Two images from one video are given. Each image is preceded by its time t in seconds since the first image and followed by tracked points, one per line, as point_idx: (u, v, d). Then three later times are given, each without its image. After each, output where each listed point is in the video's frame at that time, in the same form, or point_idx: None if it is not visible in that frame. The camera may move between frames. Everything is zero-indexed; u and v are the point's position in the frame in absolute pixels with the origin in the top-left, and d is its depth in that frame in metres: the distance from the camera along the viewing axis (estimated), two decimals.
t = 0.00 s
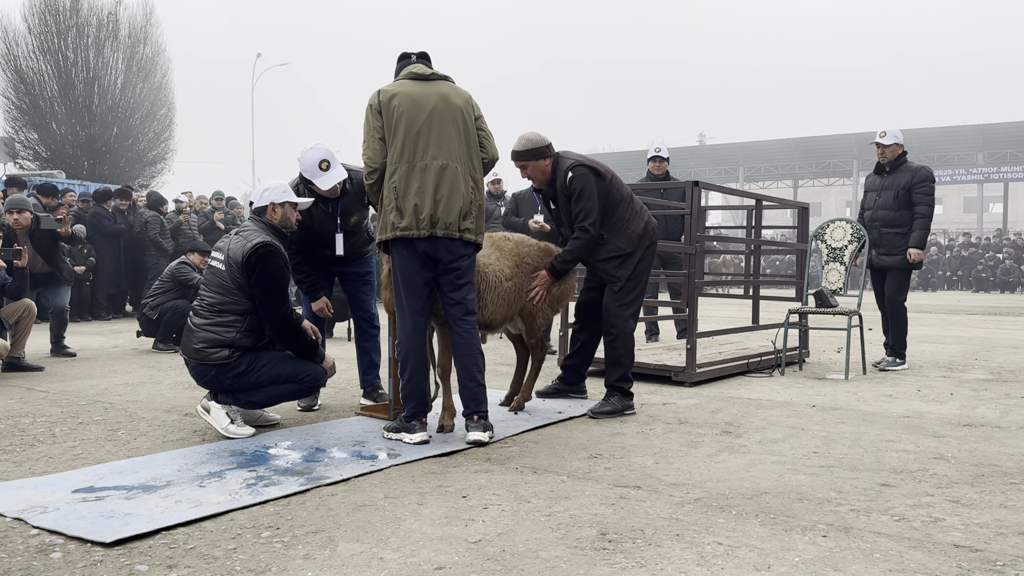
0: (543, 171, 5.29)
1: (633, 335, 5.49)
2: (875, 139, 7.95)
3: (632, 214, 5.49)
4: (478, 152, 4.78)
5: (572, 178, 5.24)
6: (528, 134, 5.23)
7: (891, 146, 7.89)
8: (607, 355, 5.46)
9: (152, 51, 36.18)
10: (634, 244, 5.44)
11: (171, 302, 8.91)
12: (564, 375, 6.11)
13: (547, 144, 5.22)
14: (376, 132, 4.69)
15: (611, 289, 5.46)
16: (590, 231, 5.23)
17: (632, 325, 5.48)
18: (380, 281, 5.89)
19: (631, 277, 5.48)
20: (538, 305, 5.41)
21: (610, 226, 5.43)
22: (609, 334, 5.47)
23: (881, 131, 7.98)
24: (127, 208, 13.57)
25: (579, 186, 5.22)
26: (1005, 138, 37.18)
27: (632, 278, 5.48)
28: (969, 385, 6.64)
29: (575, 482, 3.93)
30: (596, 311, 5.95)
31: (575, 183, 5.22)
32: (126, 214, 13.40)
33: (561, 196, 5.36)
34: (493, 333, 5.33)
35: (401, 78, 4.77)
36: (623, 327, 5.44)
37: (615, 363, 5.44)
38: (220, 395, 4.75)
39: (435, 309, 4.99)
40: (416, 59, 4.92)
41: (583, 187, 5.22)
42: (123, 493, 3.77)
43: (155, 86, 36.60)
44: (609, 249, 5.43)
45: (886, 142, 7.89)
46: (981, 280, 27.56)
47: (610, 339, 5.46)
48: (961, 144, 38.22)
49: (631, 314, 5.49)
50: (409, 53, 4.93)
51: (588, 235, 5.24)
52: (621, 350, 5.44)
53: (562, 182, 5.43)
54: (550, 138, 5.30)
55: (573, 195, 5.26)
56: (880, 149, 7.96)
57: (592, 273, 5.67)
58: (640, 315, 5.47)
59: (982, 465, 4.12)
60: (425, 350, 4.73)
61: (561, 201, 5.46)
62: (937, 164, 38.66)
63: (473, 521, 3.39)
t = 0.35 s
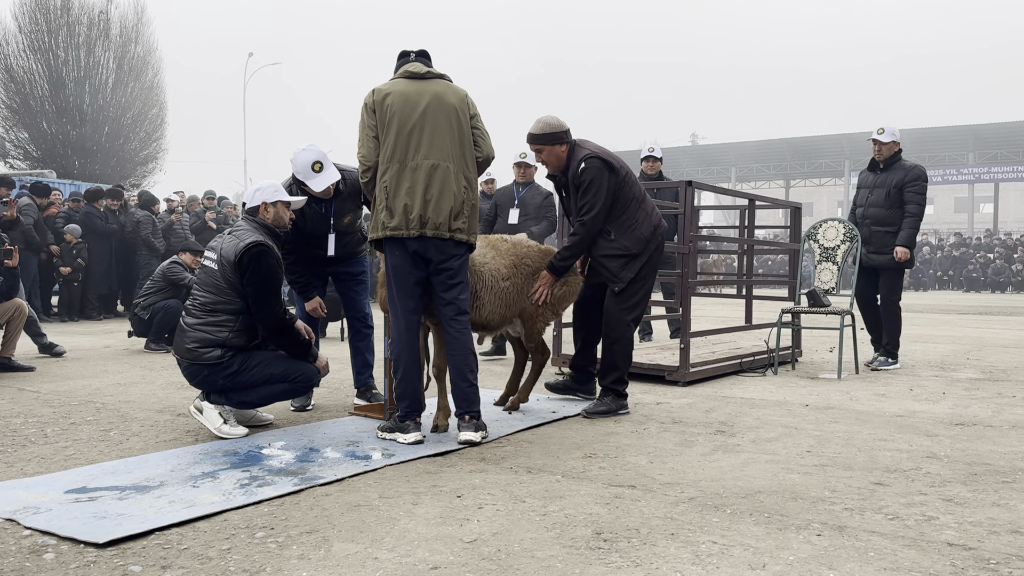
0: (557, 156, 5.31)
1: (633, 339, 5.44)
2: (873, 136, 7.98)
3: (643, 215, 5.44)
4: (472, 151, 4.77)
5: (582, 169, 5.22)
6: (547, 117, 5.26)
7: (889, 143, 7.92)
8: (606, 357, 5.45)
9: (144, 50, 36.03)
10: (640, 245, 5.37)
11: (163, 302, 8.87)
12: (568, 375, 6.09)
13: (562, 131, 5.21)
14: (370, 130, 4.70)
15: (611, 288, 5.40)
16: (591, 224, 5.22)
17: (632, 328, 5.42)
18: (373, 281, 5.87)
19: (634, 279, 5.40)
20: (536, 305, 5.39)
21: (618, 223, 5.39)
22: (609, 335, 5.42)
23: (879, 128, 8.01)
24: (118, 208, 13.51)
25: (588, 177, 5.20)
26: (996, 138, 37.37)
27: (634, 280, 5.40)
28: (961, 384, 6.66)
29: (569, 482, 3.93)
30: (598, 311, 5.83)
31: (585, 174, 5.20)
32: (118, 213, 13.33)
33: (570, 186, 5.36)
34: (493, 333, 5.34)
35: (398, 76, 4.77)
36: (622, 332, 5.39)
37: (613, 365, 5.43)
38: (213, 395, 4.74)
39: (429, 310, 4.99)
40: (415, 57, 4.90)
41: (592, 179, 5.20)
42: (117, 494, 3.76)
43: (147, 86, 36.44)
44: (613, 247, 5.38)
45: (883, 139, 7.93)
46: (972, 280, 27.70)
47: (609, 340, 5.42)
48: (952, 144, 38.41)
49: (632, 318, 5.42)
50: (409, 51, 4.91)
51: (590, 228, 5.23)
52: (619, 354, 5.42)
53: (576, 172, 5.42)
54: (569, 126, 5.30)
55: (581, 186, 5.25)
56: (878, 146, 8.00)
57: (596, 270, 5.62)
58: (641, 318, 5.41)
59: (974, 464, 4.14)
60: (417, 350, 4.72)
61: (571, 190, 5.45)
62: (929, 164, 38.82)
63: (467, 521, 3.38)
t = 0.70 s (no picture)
0: (566, 151, 5.29)
1: (638, 338, 5.45)
2: (867, 136, 7.99)
3: (650, 215, 5.42)
4: (470, 151, 4.76)
5: (591, 167, 5.21)
6: (559, 111, 5.24)
7: (882, 143, 7.92)
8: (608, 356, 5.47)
9: (136, 49, 35.87)
10: (646, 245, 5.36)
11: (156, 302, 8.83)
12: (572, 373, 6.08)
13: (575, 127, 5.19)
14: (367, 129, 4.70)
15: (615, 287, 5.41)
16: (596, 223, 5.22)
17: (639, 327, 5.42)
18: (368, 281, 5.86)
19: (639, 280, 5.40)
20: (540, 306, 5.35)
21: (624, 221, 5.37)
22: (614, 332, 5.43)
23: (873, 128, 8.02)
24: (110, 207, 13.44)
25: (596, 176, 5.19)
26: (987, 138, 37.56)
27: (640, 279, 5.39)
28: (954, 383, 6.69)
29: (565, 481, 3.93)
30: (603, 310, 5.74)
31: (593, 173, 5.20)
32: (110, 213, 13.28)
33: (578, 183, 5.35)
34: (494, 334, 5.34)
35: (395, 75, 4.77)
36: (626, 332, 5.40)
37: (614, 364, 5.46)
38: (206, 395, 4.72)
39: (426, 310, 4.99)
40: (416, 55, 4.88)
41: (601, 179, 5.19)
42: (111, 494, 3.74)
43: (139, 86, 36.28)
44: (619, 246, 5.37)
45: (877, 139, 7.92)
46: (964, 280, 27.83)
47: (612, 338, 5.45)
48: (944, 145, 38.59)
49: (636, 318, 5.40)
50: (410, 49, 4.90)
51: (595, 226, 5.23)
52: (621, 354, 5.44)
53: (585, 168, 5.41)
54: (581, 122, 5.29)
55: (589, 184, 5.24)
56: (871, 146, 7.99)
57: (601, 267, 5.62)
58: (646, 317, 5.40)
59: (969, 463, 4.16)
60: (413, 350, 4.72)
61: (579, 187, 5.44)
62: (921, 164, 38.98)
63: (464, 521, 3.38)
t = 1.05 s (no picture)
0: (570, 151, 5.26)
1: (636, 334, 5.50)
2: (851, 136, 8.02)
3: (655, 213, 5.39)
4: (469, 150, 4.74)
5: (594, 166, 5.19)
6: (563, 111, 5.22)
7: (866, 144, 7.98)
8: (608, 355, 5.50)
9: (130, 49, 35.78)
10: (650, 244, 5.35)
11: (150, 303, 8.80)
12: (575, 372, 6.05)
13: (577, 124, 5.17)
14: (365, 130, 4.70)
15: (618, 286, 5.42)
16: (600, 222, 5.20)
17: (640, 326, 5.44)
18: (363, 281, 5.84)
19: (642, 278, 5.40)
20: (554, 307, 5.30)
21: (628, 220, 5.37)
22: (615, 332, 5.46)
23: (856, 128, 8.05)
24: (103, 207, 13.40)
25: (599, 175, 5.16)
26: (981, 139, 37.70)
27: (644, 278, 5.40)
28: (948, 383, 6.71)
29: (560, 481, 3.93)
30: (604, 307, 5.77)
31: (596, 171, 5.17)
32: (104, 213, 13.23)
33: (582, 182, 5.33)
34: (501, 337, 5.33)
35: (395, 75, 4.76)
36: (625, 329, 5.44)
37: (614, 362, 5.48)
38: (200, 395, 4.71)
39: (424, 310, 4.99)
40: (417, 54, 4.86)
41: (604, 177, 5.16)
42: (105, 494, 3.73)
43: (133, 86, 36.19)
44: (624, 245, 5.37)
45: (862, 139, 7.97)
46: (958, 280, 27.93)
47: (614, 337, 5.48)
48: (937, 145, 38.72)
49: (636, 316, 5.44)
50: (411, 49, 4.88)
51: (599, 225, 5.21)
52: (621, 354, 5.47)
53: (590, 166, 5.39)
54: (584, 121, 5.25)
55: (592, 183, 5.22)
56: (855, 147, 8.03)
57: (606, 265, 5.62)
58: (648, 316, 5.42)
59: (963, 463, 4.17)
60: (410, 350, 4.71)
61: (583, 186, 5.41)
62: (915, 165, 39.11)
63: (459, 521, 3.38)
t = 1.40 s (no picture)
0: (573, 155, 5.25)
1: (653, 341, 5.31)
2: (834, 139, 8.07)
3: (664, 217, 5.32)
4: (468, 151, 4.74)
5: (600, 168, 5.16)
6: (565, 116, 5.20)
7: (849, 146, 8.02)
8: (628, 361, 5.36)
9: (126, 49, 35.72)
10: (659, 248, 5.27)
11: (145, 303, 8.79)
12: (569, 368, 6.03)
13: (580, 128, 5.16)
14: (365, 129, 4.70)
15: (629, 293, 5.30)
16: (607, 225, 5.13)
17: (654, 333, 5.29)
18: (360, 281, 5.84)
19: (653, 283, 5.30)
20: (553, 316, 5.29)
21: (636, 224, 5.30)
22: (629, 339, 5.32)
23: (839, 132, 8.12)
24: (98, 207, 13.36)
25: (605, 176, 5.12)
26: (977, 139, 37.79)
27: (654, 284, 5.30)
28: (943, 383, 6.73)
29: (557, 482, 3.94)
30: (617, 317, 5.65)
31: (602, 173, 5.14)
32: (99, 213, 13.20)
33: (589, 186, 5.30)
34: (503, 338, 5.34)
35: (395, 75, 4.76)
36: (640, 336, 5.27)
37: (636, 369, 5.30)
38: (196, 396, 4.69)
39: (422, 311, 4.99)
40: (417, 56, 4.87)
41: (609, 179, 5.12)
42: (100, 496, 3.72)
43: (129, 86, 36.13)
44: (635, 250, 5.27)
45: (845, 142, 8.01)
46: (953, 280, 28.01)
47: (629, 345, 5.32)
48: (933, 146, 38.82)
49: (650, 323, 5.30)
50: (411, 50, 4.88)
51: (608, 229, 5.14)
52: (641, 358, 5.30)
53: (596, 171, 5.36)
54: (588, 125, 5.24)
55: (598, 186, 5.17)
56: (838, 150, 8.10)
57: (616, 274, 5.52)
58: (660, 324, 5.27)
59: (958, 463, 4.18)
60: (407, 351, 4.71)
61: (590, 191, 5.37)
62: (910, 165, 39.19)
63: (455, 522, 3.38)
